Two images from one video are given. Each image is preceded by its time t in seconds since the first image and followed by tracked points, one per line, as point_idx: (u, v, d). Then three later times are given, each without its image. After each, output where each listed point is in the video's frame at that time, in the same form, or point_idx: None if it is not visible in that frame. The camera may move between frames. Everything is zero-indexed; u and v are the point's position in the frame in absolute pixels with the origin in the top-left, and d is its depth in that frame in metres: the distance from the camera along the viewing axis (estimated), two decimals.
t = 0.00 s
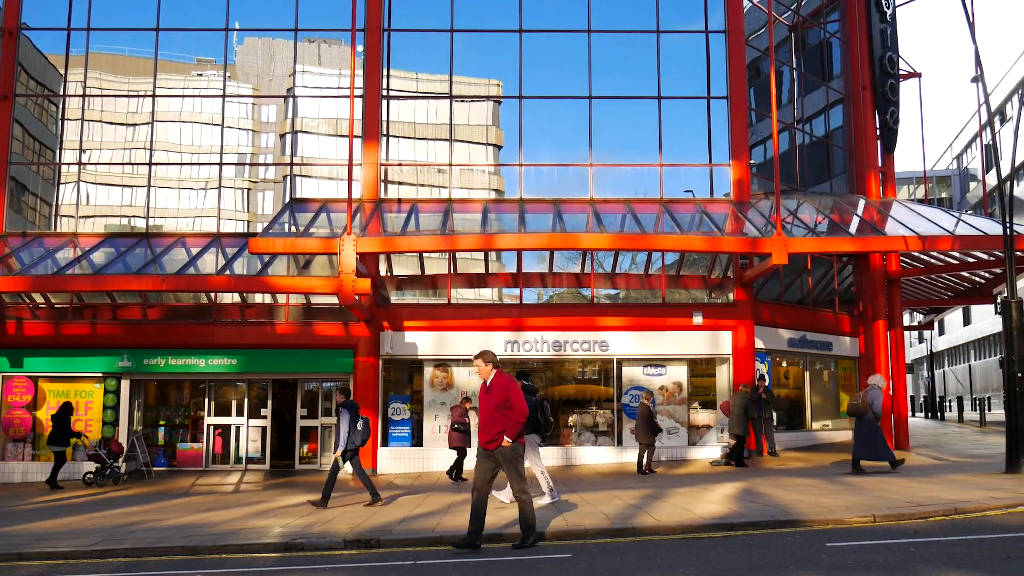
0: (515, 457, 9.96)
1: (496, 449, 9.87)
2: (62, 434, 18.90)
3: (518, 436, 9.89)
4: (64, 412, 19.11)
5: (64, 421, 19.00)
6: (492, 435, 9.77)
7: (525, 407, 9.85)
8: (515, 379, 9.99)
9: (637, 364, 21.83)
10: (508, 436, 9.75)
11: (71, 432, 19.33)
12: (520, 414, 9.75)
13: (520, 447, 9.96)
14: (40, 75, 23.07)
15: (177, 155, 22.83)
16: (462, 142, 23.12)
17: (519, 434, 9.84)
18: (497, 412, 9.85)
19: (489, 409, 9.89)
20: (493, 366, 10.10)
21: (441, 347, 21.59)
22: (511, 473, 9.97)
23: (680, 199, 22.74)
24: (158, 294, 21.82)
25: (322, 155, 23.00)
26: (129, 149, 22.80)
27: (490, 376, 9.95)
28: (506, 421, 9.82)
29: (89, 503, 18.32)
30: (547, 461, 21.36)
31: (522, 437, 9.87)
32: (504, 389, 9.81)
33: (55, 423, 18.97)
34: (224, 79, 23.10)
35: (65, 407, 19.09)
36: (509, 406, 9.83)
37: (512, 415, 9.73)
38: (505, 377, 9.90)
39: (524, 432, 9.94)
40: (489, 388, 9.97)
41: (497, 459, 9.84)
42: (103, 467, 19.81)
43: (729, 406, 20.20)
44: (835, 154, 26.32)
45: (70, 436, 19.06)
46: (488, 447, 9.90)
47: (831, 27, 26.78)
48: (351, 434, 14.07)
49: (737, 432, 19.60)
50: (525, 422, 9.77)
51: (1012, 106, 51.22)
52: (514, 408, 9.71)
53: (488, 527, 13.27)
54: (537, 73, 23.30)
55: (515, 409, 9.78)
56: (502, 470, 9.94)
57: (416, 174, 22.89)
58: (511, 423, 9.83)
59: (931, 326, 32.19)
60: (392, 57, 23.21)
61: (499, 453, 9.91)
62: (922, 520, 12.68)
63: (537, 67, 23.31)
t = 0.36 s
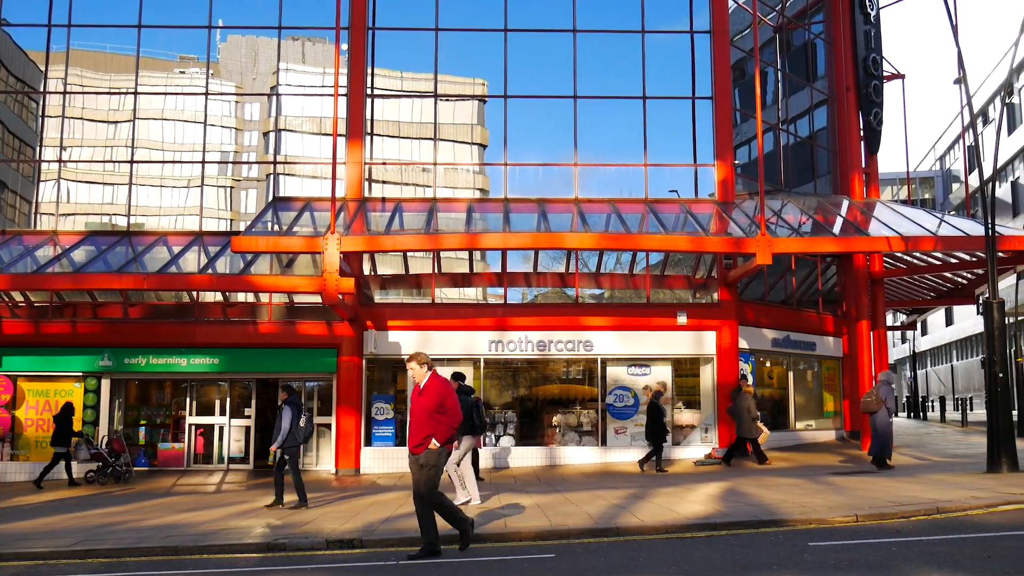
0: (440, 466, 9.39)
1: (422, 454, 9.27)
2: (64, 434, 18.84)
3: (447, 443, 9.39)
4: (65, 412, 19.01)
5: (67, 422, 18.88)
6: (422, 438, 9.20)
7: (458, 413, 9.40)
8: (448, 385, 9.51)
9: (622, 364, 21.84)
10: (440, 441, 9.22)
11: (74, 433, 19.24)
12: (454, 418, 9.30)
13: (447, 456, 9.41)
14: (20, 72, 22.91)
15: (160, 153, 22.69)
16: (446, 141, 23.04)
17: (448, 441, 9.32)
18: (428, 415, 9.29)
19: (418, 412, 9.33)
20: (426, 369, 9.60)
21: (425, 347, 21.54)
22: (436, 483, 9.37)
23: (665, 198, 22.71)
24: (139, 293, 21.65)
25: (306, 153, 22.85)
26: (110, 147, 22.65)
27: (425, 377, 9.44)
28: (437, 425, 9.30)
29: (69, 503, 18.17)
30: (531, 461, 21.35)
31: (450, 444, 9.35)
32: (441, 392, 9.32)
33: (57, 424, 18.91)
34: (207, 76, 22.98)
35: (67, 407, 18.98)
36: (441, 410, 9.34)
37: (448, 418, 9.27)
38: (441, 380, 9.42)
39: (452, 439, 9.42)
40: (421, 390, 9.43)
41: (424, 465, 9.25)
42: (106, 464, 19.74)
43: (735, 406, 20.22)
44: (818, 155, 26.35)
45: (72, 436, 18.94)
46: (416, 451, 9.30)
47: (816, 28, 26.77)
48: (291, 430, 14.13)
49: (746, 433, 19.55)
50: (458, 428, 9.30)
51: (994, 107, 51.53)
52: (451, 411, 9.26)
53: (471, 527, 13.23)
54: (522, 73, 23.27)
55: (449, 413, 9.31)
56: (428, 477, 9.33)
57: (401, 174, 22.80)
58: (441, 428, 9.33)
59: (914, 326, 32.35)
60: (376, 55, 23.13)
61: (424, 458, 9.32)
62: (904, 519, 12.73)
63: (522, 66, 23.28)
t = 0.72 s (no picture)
0: (371, 476, 8.80)
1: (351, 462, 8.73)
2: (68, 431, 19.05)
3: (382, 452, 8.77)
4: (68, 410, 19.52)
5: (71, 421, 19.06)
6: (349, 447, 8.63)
7: (393, 424, 8.68)
8: (387, 391, 8.79)
9: (607, 363, 21.87)
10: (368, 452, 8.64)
11: (78, 428, 20.22)
12: (387, 430, 8.63)
13: (379, 468, 8.81)
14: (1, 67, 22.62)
15: (143, 151, 22.56)
16: (432, 140, 22.96)
17: (380, 451, 8.69)
18: (359, 423, 8.69)
19: (351, 419, 8.74)
20: (365, 373, 8.94)
21: (409, 346, 21.51)
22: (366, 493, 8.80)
23: (651, 199, 22.73)
24: (122, 291, 21.47)
25: (290, 152, 22.73)
26: (94, 145, 22.53)
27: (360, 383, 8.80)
28: (370, 435, 8.70)
29: (51, 503, 18.05)
30: (516, 461, 21.36)
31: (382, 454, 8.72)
32: (373, 400, 8.67)
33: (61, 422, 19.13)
34: (192, 74, 22.85)
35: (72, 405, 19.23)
36: (375, 419, 8.70)
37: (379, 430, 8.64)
38: (376, 387, 8.75)
39: (386, 450, 8.78)
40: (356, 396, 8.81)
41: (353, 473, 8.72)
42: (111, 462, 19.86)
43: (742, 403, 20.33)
44: (803, 155, 26.50)
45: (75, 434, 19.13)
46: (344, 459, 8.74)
47: (801, 30, 27.04)
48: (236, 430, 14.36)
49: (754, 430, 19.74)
50: (390, 440, 8.63)
51: (977, 109, 51.86)
52: (382, 422, 8.60)
53: (455, 527, 13.21)
54: (508, 73, 23.28)
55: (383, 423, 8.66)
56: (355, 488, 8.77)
57: (386, 173, 22.74)
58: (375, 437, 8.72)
59: (897, 326, 32.53)
60: (362, 54, 23.09)
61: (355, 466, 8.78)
62: (888, 519, 12.77)
63: (508, 65, 23.30)
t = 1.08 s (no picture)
0: (303, 475, 8.31)
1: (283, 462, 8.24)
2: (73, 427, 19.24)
3: (316, 448, 8.30)
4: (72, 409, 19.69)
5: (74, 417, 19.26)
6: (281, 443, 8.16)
7: (326, 416, 8.26)
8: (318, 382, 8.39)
9: (590, 363, 21.93)
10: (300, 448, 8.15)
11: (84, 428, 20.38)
12: (318, 422, 8.18)
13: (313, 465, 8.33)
14: None
15: (127, 148, 22.47)
16: (417, 139, 22.98)
17: (314, 447, 8.26)
18: (290, 417, 8.23)
19: (282, 414, 8.26)
20: (295, 367, 8.56)
21: (393, 345, 21.53)
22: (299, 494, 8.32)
23: (636, 198, 22.85)
24: (104, 289, 21.37)
25: (275, 150, 22.64)
26: (77, 142, 22.43)
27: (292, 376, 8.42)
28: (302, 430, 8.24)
29: (30, 502, 17.93)
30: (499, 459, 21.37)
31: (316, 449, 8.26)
32: (304, 391, 8.23)
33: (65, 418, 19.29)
34: (176, 72, 22.73)
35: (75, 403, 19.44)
36: (306, 413, 8.25)
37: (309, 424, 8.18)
38: (307, 378, 8.32)
39: (322, 445, 8.38)
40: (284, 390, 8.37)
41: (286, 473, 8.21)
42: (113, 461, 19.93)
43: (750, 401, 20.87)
44: (787, 156, 26.64)
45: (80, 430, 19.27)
46: (278, 456, 8.29)
47: (785, 31, 27.09)
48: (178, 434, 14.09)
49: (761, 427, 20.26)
50: (323, 434, 8.20)
51: (959, 111, 52.27)
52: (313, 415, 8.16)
53: (437, 526, 13.24)
54: (493, 72, 23.29)
55: (314, 416, 8.22)
56: (300, 484, 8.36)
57: (371, 171, 22.73)
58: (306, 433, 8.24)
59: (879, 326, 32.79)
60: (347, 52, 23.06)
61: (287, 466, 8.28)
62: (868, 518, 12.88)
63: (493, 65, 23.30)
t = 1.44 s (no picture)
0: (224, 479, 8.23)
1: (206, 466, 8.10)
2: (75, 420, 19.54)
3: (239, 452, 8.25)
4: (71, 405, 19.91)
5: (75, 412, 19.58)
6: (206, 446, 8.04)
7: (252, 420, 8.27)
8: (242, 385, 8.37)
9: (570, 361, 22.05)
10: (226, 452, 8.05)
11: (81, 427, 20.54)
12: (248, 426, 8.18)
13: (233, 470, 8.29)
14: None
15: (107, 145, 22.39)
16: (400, 137, 23.01)
17: (237, 451, 8.23)
18: (215, 421, 8.12)
19: (205, 416, 8.14)
20: (216, 368, 8.41)
21: (374, 343, 21.56)
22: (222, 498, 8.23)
23: (616, 197, 23.00)
24: (84, 286, 21.31)
25: (257, 148, 22.65)
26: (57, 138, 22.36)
27: (214, 378, 8.31)
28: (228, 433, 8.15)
29: (8, 500, 17.88)
30: (480, 457, 21.47)
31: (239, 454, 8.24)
32: (231, 396, 8.21)
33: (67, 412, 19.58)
34: (157, 68, 22.70)
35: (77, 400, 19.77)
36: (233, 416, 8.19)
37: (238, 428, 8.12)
38: (233, 382, 8.30)
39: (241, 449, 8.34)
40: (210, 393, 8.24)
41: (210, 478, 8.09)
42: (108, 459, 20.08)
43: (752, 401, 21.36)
44: (767, 157, 26.81)
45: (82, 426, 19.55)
46: (198, 460, 8.15)
47: (765, 31, 27.27)
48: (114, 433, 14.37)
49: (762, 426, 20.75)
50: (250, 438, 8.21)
51: (936, 112, 52.78)
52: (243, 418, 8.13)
53: (417, 524, 13.33)
54: (476, 71, 23.33)
55: (242, 419, 8.19)
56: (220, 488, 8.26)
57: (353, 169, 22.73)
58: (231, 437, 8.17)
59: (858, 325, 33.13)
60: (330, 50, 23.08)
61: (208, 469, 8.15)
62: (844, 515, 13.08)
63: (475, 64, 23.35)
